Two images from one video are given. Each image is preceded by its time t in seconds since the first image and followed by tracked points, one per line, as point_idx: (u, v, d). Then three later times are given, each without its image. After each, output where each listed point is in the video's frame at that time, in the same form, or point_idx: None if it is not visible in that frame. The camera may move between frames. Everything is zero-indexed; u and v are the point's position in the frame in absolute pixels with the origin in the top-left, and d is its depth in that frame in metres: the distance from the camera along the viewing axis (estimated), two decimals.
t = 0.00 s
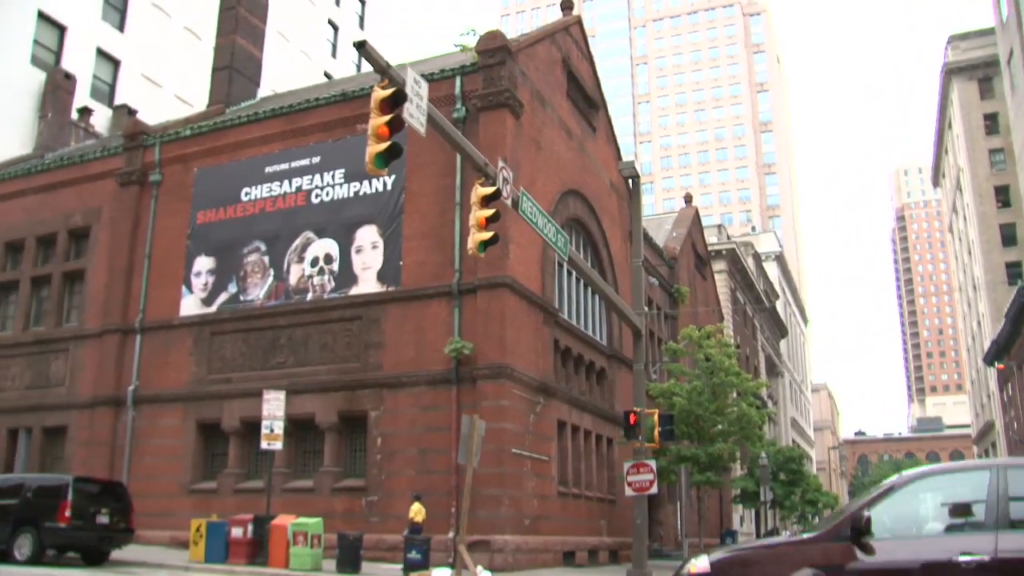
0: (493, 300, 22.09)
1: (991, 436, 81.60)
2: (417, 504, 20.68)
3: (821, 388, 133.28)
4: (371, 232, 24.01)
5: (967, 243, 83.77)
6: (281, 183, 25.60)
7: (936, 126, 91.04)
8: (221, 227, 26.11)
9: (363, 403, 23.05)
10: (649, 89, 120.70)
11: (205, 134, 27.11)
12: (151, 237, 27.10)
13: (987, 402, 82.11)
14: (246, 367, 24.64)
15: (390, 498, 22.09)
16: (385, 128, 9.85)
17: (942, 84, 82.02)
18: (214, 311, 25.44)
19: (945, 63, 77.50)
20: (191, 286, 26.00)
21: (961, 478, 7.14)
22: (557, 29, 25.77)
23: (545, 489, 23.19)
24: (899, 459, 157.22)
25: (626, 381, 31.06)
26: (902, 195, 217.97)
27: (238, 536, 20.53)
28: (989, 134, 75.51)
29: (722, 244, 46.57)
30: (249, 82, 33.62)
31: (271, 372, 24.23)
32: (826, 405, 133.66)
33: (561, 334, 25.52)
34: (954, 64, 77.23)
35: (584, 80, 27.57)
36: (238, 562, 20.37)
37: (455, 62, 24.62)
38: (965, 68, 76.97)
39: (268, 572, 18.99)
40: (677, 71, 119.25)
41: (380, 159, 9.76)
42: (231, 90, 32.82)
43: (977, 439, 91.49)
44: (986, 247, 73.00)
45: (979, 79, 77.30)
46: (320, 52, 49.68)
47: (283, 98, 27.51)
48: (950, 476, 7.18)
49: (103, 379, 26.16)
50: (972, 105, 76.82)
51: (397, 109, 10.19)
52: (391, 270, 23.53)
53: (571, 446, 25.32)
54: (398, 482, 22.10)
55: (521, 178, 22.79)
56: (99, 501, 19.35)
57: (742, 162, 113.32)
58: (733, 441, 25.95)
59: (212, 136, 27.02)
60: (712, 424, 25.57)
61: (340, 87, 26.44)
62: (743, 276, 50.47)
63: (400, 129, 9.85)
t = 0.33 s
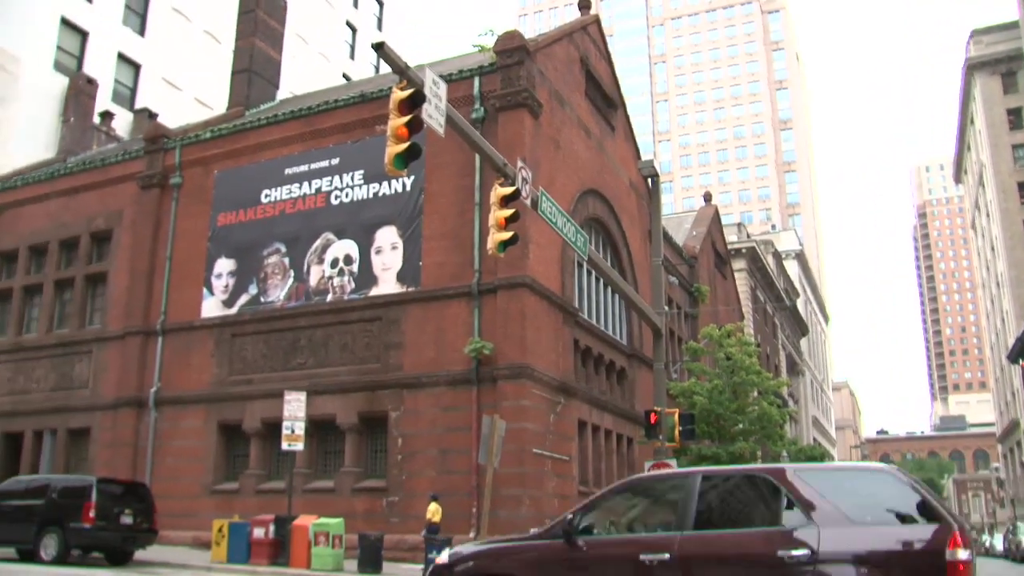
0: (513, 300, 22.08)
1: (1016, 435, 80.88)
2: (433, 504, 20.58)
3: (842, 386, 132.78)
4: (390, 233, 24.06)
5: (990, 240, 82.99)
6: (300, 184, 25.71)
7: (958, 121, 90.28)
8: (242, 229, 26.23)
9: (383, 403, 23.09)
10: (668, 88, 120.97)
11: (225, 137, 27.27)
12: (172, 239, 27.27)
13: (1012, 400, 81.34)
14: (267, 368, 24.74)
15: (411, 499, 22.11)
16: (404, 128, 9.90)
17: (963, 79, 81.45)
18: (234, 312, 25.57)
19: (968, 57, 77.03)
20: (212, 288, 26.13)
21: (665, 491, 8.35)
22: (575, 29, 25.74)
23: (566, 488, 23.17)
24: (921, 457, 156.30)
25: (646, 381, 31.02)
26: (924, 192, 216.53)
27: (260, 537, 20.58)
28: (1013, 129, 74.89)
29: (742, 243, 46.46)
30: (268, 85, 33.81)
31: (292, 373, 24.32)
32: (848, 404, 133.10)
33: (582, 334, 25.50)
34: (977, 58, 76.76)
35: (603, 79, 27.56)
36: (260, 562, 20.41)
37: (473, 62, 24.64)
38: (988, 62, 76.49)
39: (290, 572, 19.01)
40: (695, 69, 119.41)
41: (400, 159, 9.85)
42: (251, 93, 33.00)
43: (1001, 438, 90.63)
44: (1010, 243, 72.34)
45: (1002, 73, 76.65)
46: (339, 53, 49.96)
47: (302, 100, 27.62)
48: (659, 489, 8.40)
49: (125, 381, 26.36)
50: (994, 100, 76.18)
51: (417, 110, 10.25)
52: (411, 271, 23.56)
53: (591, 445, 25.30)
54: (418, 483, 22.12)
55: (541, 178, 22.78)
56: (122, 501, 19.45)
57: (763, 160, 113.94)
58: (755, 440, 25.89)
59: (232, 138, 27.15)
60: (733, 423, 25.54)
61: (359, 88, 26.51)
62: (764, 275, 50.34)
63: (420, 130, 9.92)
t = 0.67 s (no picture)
0: (530, 300, 22.05)
1: None
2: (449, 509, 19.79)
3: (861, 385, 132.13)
4: (407, 234, 24.10)
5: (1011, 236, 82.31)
6: (318, 186, 25.79)
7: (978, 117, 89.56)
8: (259, 231, 26.34)
9: (401, 404, 23.14)
10: (684, 87, 121.17)
11: (242, 139, 27.39)
12: (190, 241, 27.42)
13: None
14: (285, 369, 24.83)
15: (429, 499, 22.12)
16: (421, 129, 9.91)
17: (982, 71, 80.88)
18: (252, 313, 25.67)
19: (989, 52, 76.83)
20: (230, 290, 26.25)
21: (420, 491, 10.20)
22: (590, 28, 25.72)
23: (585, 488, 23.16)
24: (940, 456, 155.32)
25: (664, 380, 30.97)
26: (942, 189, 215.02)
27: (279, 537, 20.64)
28: None
29: (759, 241, 46.31)
30: (285, 87, 33.96)
31: (310, 373, 24.40)
32: (866, 402, 132.44)
33: (599, 334, 25.48)
34: (999, 53, 76.32)
35: (619, 78, 27.54)
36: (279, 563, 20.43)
37: (488, 62, 24.66)
38: (1009, 57, 76.10)
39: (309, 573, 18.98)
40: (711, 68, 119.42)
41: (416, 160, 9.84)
42: (268, 96, 33.13)
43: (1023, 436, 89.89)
44: None
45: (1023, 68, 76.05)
46: (355, 55, 50.15)
47: (319, 102, 27.71)
48: (416, 489, 10.24)
49: (145, 382, 26.53)
50: (1016, 96, 75.57)
51: (433, 110, 10.24)
52: (428, 271, 23.60)
53: (609, 445, 25.27)
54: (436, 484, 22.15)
55: (558, 177, 22.76)
56: (143, 502, 19.54)
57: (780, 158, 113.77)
58: (773, 440, 25.81)
59: (249, 141, 27.28)
60: (752, 422, 25.49)
61: (375, 89, 26.57)
62: (782, 274, 50.18)
63: (437, 130, 9.94)
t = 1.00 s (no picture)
0: (548, 300, 22.06)
1: None
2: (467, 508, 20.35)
3: (880, 383, 131.50)
4: (424, 234, 24.14)
5: None
6: (334, 187, 25.86)
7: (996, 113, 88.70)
8: (276, 232, 26.44)
9: (419, 404, 23.18)
10: (700, 85, 121.13)
11: (259, 141, 27.51)
12: (208, 243, 27.56)
13: None
14: (303, 370, 24.91)
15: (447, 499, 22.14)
16: (437, 130, 9.89)
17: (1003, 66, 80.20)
18: (270, 314, 25.77)
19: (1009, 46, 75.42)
20: (248, 291, 26.36)
21: (236, 485, 11.09)
22: (606, 28, 25.70)
23: (603, 488, 23.14)
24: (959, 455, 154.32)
25: (682, 380, 30.92)
26: (960, 186, 213.51)
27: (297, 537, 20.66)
28: None
29: (777, 239, 46.13)
30: (301, 89, 34.10)
31: (328, 374, 24.47)
32: (884, 400, 131.74)
33: (616, 333, 25.45)
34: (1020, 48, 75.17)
35: (635, 78, 27.52)
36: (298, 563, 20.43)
37: (503, 62, 24.67)
38: None
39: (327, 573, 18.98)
40: (728, 66, 119.26)
41: (433, 160, 9.84)
42: (285, 98, 33.27)
43: None
44: None
45: None
46: (371, 56, 50.34)
47: (336, 104, 27.81)
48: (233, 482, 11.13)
49: (164, 384, 26.68)
50: None
51: (449, 110, 10.25)
52: (445, 272, 23.62)
53: (627, 445, 25.24)
54: (454, 484, 22.16)
55: (574, 177, 22.74)
56: (162, 503, 19.68)
57: (797, 156, 113.44)
58: (791, 439, 25.71)
59: (266, 142, 27.39)
60: (769, 422, 25.46)
61: (391, 90, 26.63)
62: (800, 273, 50.03)
63: (453, 130, 9.92)
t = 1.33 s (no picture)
0: (564, 299, 22.04)
1: None
2: (483, 507, 20.44)
3: (897, 382, 130.82)
4: (440, 235, 24.17)
5: None
6: (350, 188, 25.93)
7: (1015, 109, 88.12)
8: (293, 234, 26.53)
9: (435, 404, 23.20)
10: (715, 83, 120.91)
11: (275, 142, 27.60)
12: (225, 244, 27.68)
13: None
14: (320, 370, 24.97)
15: (464, 499, 22.15)
16: (453, 130, 9.88)
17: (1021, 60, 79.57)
18: (287, 315, 25.85)
19: None
20: (265, 292, 26.45)
21: (105, 480, 11.89)
22: (620, 27, 25.67)
23: (620, 488, 23.11)
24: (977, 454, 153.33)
25: (698, 379, 30.85)
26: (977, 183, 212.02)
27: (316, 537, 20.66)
28: None
29: (793, 238, 45.98)
30: (316, 90, 34.20)
31: (345, 374, 24.53)
32: (902, 399, 131.03)
33: (632, 333, 25.41)
34: None
35: (650, 77, 27.48)
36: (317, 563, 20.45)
37: (518, 62, 24.66)
38: None
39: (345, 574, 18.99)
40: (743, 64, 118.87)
41: (449, 161, 9.83)
42: (300, 100, 33.39)
43: None
44: None
45: None
46: (386, 58, 50.48)
47: (351, 105, 27.87)
48: (104, 477, 11.93)
49: (181, 385, 26.82)
50: None
51: (465, 110, 10.25)
52: (461, 272, 23.65)
53: (644, 445, 25.20)
54: (471, 484, 22.18)
55: (590, 177, 22.72)
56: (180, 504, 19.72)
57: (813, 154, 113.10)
58: (809, 438, 25.61)
59: (282, 144, 27.48)
60: (787, 421, 25.32)
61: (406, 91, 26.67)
62: (817, 271, 49.83)
63: (469, 130, 9.91)
